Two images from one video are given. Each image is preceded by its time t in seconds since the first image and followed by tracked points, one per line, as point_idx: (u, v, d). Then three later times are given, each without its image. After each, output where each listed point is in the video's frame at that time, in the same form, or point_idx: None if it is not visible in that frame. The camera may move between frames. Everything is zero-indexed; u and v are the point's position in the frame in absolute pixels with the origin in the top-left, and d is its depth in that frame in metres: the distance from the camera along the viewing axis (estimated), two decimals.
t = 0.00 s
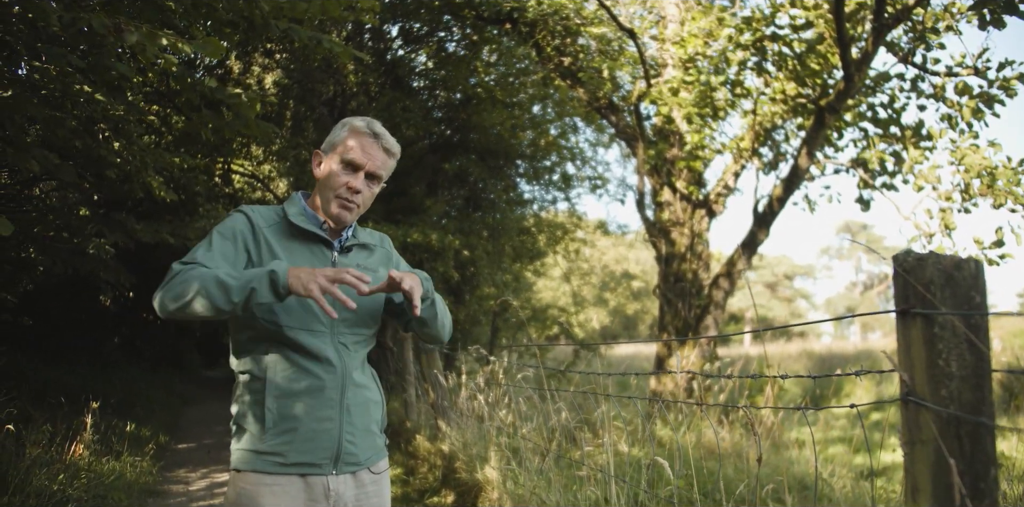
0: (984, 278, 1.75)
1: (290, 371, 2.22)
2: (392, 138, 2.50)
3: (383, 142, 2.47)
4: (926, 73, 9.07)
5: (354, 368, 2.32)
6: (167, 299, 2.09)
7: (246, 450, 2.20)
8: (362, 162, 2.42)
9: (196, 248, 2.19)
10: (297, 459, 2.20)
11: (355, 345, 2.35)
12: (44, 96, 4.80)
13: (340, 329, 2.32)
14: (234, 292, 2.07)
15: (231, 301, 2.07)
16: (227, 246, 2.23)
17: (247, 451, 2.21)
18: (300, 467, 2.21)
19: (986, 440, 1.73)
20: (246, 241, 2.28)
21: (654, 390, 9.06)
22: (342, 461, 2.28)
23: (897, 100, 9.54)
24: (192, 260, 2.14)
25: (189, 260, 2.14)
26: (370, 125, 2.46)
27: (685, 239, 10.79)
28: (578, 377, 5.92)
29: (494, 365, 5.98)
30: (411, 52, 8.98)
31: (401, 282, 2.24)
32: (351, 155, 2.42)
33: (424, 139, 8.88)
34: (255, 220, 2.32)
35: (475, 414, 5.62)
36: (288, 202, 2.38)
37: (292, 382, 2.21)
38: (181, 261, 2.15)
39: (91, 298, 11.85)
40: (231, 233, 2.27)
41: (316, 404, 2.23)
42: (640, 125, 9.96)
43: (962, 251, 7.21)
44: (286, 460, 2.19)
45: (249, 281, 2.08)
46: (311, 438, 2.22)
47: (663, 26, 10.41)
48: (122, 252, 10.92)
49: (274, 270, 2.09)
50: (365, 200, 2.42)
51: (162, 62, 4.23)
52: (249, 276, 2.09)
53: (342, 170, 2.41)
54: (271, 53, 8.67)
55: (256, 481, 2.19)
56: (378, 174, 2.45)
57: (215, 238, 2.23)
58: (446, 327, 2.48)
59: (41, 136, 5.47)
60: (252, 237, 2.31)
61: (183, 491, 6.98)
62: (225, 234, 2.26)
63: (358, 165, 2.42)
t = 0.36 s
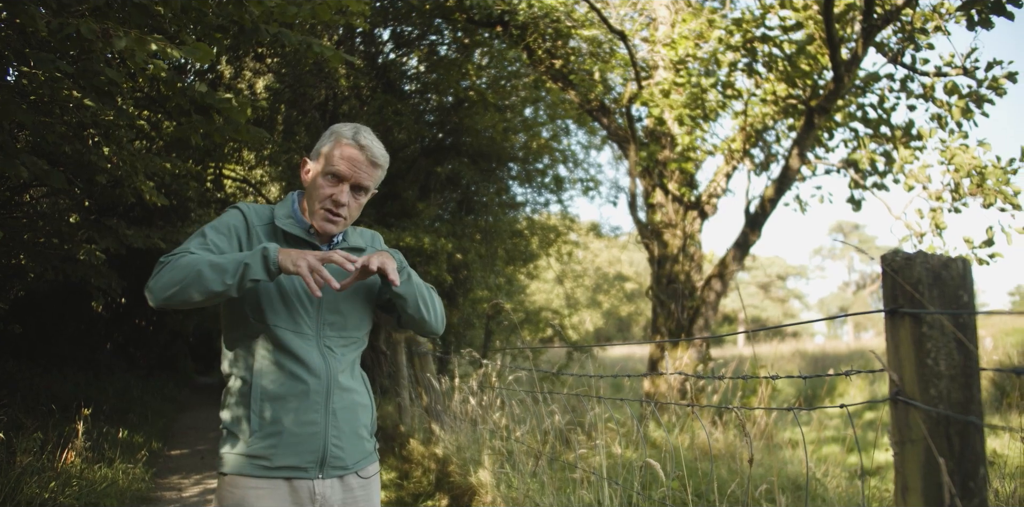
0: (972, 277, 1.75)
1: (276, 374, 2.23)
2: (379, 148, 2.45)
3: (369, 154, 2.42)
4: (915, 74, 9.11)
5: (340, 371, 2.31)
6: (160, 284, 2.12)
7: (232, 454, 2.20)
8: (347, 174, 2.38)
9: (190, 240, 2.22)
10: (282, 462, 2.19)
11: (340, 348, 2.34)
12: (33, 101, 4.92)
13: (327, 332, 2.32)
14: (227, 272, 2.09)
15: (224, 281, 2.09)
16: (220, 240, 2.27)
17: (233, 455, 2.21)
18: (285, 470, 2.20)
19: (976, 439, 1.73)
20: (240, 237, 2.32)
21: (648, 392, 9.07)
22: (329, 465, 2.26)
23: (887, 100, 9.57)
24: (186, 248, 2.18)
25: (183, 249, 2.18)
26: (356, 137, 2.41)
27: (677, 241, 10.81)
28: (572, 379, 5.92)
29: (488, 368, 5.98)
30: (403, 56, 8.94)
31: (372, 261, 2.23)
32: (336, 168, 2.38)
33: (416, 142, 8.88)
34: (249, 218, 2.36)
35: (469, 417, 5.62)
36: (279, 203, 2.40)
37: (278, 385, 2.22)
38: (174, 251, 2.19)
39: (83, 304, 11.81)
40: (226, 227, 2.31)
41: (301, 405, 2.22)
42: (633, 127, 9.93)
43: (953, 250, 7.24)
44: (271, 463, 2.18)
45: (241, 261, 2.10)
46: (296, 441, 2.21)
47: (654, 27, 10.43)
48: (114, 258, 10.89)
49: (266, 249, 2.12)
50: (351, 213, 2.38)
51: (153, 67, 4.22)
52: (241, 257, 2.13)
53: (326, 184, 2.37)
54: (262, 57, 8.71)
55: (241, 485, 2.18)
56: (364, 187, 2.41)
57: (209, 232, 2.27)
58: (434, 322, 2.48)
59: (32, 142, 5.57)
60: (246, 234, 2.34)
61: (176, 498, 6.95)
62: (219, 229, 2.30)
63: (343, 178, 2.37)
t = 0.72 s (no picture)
0: (967, 266, 1.76)
1: (274, 370, 2.24)
2: (360, 125, 2.53)
3: (349, 128, 2.49)
4: (910, 65, 9.11)
5: (337, 366, 2.30)
6: (187, 331, 2.14)
7: (231, 450, 2.21)
8: (331, 151, 2.44)
9: (197, 265, 2.19)
10: (280, 457, 2.19)
11: (338, 341, 2.33)
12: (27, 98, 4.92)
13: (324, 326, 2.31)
14: (248, 320, 2.09)
15: (248, 329, 2.09)
16: (223, 257, 2.23)
17: (232, 450, 2.21)
18: (283, 465, 2.20)
19: (972, 427, 1.74)
20: (238, 245, 2.26)
21: (645, 385, 9.09)
22: (327, 460, 2.26)
23: (882, 92, 9.57)
24: (199, 284, 2.15)
25: (195, 283, 2.15)
26: (335, 114, 2.51)
27: (673, 234, 10.81)
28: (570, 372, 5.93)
29: (486, 362, 5.98)
30: (398, 51, 8.91)
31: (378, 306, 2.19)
32: (320, 144, 2.45)
33: (412, 138, 8.86)
34: (243, 219, 2.30)
35: (467, 413, 5.61)
36: (271, 200, 2.37)
37: (275, 380, 2.22)
38: (187, 285, 2.17)
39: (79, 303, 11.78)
40: (225, 238, 2.25)
41: (299, 406, 2.22)
42: (628, 121, 9.91)
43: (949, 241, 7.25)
44: (269, 459, 2.19)
45: (258, 306, 2.09)
46: (294, 437, 2.21)
47: (649, 21, 10.38)
48: (110, 256, 10.86)
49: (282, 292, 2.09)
50: (339, 186, 2.41)
51: (145, 64, 4.20)
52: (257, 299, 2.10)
53: (312, 160, 2.43)
54: (257, 54, 8.68)
55: (238, 480, 2.19)
56: (348, 159, 2.46)
57: (211, 249, 2.22)
58: (412, 329, 2.47)
59: (26, 140, 5.56)
60: (241, 238, 2.28)
61: (175, 495, 6.95)
62: (220, 242, 2.24)
63: (327, 152, 2.44)
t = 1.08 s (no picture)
0: (975, 259, 1.75)
1: (281, 365, 2.24)
2: (360, 114, 2.51)
3: (350, 118, 2.48)
4: (914, 59, 9.09)
5: (343, 362, 2.31)
6: (198, 332, 2.16)
7: (237, 444, 2.21)
8: (332, 140, 2.44)
9: (202, 265, 2.19)
10: (286, 452, 2.20)
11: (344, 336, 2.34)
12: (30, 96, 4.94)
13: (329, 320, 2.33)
14: (256, 323, 2.12)
15: (256, 333, 2.12)
16: (227, 255, 2.23)
17: (238, 445, 2.21)
18: (289, 460, 2.21)
19: (979, 420, 1.74)
20: (241, 242, 2.26)
21: (649, 380, 9.09)
22: (332, 455, 2.27)
23: (886, 86, 9.55)
24: (205, 285, 2.17)
25: (201, 283, 2.17)
26: (335, 105, 2.49)
27: (676, 229, 10.80)
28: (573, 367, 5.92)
29: (489, 357, 5.98)
30: (400, 46, 8.89)
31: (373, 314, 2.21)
32: (320, 135, 2.44)
33: (414, 133, 8.84)
34: (245, 215, 2.30)
35: (470, 407, 5.62)
36: (274, 194, 2.37)
37: (282, 375, 2.23)
38: (193, 286, 2.19)
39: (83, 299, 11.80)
40: (227, 235, 2.25)
41: (305, 400, 2.22)
42: (631, 115, 10.00)
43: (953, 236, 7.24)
44: (275, 454, 2.19)
45: (266, 310, 2.12)
46: (301, 432, 2.21)
47: (652, 15, 10.39)
48: (113, 253, 10.87)
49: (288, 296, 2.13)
50: (341, 177, 2.41)
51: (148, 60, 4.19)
52: (263, 303, 2.14)
53: (313, 151, 2.42)
54: (259, 49, 8.70)
55: (245, 474, 2.19)
56: (350, 150, 2.45)
57: (214, 247, 2.22)
58: (409, 330, 2.48)
59: (29, 136, 5.55)
60: (244, 234, 2.28)
61: (179, 491, 6.97)
62: (223, 240, 2.24)
63: (328, 143, 2.43)
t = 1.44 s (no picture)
0: (982, 264, 1.76)
1: (286, 368, 2.24)
2: (362, 112, 2.53)
3: (352, 116, 2.50)
4: (915, 63, 9.10)
5: (348, 364, 2.31)
6: (206, 337, 2.18)
7: (240, 445, 2.22)
8: (335, 139, 2.45)
9: (208, 268, 2.20)
10: (289, 454, 2.20)
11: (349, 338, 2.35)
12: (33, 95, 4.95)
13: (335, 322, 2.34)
14: (263, 332, 2.12)
15: (263, 342, 2.13)
16: (233, 259, 2.24)
17: (242, 445, 2.22)
18: (292, 462, 2.21)
19: (986, 424, 1.75)
20: (246, 245, 2.27)
21: (649, 382, 9.10)
22: (336, 458, 2.27)
23: (887, 90, 9.57)
24: (211, 289, 2.18)
25: (207, 288, 2.18)
26: (336, 104, 2.51)
27: (676, 232, 10.81)
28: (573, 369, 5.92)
29: (490, 359, 5.98)
30: (401, 48, 8.85)
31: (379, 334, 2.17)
32: (323, 134, 2.46)
33: (415, 135, 8.83)
34: (251, 217, 2.30)
35: (471, 409, 5.62)
36: (281, 196, 2.37)
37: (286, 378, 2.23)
38: (200, 290, 2.20)
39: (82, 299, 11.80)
40: (234, 239, 2.25)
41: (308, 403, 2.23)
42: (632, 118, 10.13)
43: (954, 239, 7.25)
44: (277, 455, 2.20)
45: (273, 320, 2.13)
46: (303, 434, 2.22)
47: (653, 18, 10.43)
48: (113, 253, 10.87)
49: (294, 306, 2.14)
50: (346, 175, 2.42)
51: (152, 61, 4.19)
52: (270, 313, 2.14)
53: (317, 151, 2.43)
54: (260, 50, 8.71)
55: (247, 475, 2.20)
56: (353, 147, 2.46)
57: (220, 251, 2.23)
58: (413, 337, 2.47)
59: (30, 136, 5.55)
60: (249, 237, 2.28)
61: (178, 491, 6.97)
62: (229, 245, 2.24)
63: (331, 142, 2.45)
